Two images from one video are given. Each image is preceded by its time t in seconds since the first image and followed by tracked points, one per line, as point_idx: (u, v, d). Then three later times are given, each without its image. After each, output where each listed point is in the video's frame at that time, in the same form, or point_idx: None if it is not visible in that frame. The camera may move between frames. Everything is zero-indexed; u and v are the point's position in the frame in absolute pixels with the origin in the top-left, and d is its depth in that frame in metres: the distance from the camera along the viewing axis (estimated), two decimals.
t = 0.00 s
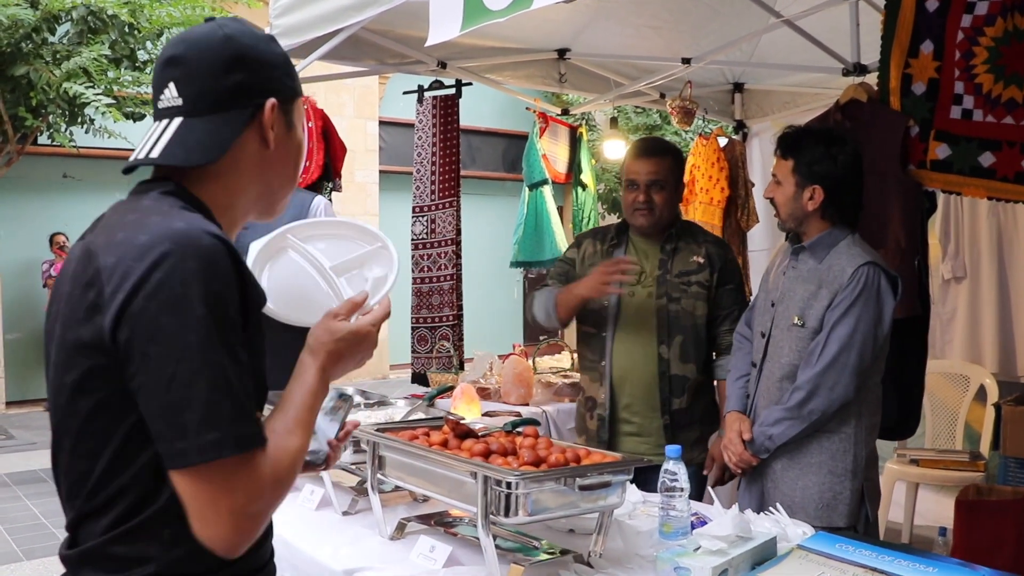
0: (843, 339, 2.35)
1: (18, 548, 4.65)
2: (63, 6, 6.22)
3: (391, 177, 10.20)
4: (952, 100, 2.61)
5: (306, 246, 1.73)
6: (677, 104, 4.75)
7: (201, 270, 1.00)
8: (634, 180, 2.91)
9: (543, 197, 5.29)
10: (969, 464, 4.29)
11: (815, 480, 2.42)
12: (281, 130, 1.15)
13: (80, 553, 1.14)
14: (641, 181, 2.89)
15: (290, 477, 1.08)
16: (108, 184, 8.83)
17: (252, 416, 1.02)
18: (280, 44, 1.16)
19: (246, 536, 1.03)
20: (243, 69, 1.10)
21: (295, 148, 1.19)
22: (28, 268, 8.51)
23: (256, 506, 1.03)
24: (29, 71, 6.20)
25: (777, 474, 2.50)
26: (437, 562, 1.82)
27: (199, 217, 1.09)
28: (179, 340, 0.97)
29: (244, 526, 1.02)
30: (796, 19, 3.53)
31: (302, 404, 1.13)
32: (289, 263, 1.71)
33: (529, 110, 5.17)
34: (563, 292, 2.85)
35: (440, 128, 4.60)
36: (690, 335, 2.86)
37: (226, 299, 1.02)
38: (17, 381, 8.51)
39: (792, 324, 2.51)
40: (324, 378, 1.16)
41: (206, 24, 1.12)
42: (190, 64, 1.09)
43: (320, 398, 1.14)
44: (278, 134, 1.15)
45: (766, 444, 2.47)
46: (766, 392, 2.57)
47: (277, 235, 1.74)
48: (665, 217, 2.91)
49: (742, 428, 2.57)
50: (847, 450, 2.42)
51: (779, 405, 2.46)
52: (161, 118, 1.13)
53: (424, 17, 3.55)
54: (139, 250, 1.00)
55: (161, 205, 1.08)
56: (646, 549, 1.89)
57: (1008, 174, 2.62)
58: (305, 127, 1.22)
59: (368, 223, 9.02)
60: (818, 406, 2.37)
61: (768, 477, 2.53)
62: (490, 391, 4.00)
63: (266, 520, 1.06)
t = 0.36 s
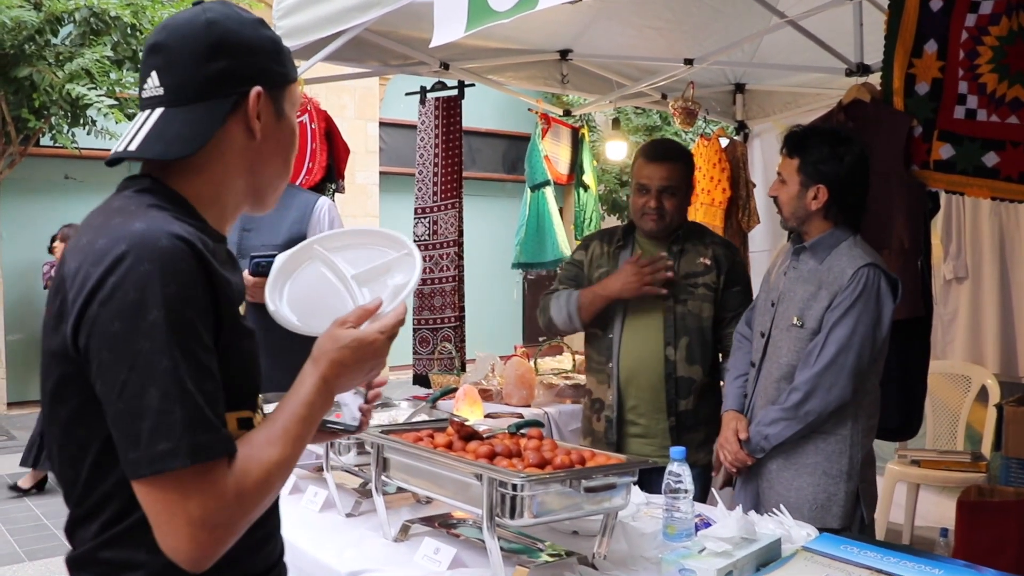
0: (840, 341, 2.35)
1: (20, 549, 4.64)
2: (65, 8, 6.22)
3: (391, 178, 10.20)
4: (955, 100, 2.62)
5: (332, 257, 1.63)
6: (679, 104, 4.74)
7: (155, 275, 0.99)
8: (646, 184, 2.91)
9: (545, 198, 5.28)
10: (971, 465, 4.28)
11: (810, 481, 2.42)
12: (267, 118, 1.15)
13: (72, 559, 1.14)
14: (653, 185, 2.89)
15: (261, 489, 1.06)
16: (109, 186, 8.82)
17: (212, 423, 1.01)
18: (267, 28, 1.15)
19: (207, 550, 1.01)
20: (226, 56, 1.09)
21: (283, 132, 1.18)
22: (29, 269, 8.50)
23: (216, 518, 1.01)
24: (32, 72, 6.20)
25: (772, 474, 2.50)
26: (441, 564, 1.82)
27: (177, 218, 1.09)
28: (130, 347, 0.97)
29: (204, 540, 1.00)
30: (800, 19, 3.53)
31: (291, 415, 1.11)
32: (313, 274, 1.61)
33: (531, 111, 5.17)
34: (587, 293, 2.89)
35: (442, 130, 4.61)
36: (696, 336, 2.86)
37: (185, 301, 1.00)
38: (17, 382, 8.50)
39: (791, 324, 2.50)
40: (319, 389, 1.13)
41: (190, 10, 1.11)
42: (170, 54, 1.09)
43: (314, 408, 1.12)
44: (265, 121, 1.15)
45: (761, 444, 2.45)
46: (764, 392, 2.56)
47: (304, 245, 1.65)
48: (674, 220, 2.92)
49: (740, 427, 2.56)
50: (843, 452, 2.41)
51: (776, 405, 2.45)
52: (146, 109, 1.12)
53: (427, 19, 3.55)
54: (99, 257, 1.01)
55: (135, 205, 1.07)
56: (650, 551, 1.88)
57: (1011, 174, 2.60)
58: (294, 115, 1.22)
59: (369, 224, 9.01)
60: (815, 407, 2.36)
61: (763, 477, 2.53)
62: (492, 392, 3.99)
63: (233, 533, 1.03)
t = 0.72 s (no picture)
0: (838, 345, 2.35)
1: (19, 550, 4.64)
2: (65, 10, 6.21)
3: (390, 180, 10.21)
4: (955, 102, 2.62)
5: (354, 277, 1.54)
6: (679, 106, 4.75)
7: (171, 273, 1.01)
8: (651, 183, 2.91)
9: (545, 200, 5.27)
10: (971, 466, 4.28)
11: (805, 482, 2.42)
12: (282, 127, 1.18)
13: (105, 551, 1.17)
14: (657, 185, 2.90)
15: (275, 483, 1.06)
16: (108, 187, 8.82)
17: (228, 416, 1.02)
18: (284, 42, 1.19)
19: (221, 540, 1.01)
20: (243, 67, 1.13)
21: (298, 142, 1.21)
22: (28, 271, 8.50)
23: (232, 507, 1.01)
24: (32, 74, 6.20)
25: (767, 474, 2.50)
26: (441, 567, 1.81)
27: (192, 222, 1.12)
28: (146, 344, 0.99)
29: (219, 529, 1.01)
30: (800, 21, 3.53)
31: (309, 415, 1.11)
32: (334, 293, 1.49)
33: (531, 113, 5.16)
34: (601, 297, 2.89)
35: (442, 131, 4.60)
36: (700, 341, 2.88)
37: (199, 300, 1.02)
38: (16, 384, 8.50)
39: (789, 326, 2.50)
40: (337, 391, 1.13)
41: (212, 24, 1.16)
42: (190, 65, 1.13)
43: (334, 410, 1.13)
44: (280, 130, 1.17)
45: (757, 443, 2.45)
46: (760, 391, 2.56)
47: (326, 266, 1.55)
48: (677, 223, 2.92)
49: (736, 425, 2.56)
50: (839, 453, 2.41)
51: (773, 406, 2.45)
52: (167, 118, 1.16)
53: (428, 21, 3.55)
54: (119, 258, 1.03)
55: (153, 211, 1.11)
56: (651, 554, 1.88)
57: (1011, 176, 2.61)
58: (310, 125, 1.24)
59: (369, 226, 9.01)
60: (812, 409, 2.35)
61: (757, 476, 2.53)
62: (492, 394, 3.99)
63: (248, 525, 1.04)
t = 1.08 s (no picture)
0: (835, 348, 2.35)
1: (15, 554, 4.63)
2: (61, 11, 6.19)
3: (387, 182, 10.20)
4: (951, 104, 2.63)
5: (373, 326, 1.51)
6: (676, 108, 4.76)
7: (175, 273, 1.01)
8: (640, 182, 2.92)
9: (541, 202, 5.27)
10: (968, 467, 4.29)
11: (799, 484, 2.42)
12: (286, 131, 1.18)
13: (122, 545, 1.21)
14: (651, 184, 2.90)
15: (259, 492, 1.05)
16: (105, 189, 8.81)
17: (223, 416, 1.02)
18: (288, 48, 1.19)
19: (197, 539, 1.00)
20: (248, 72, 1.13)
21: (301, 147, 1.21)
22: (23, 273, 8.47)
23: (213, 506, 1.01)
24: (27, 75, 6.17)
25: (760, 475, 2.50)
26: (437, 570, 1.80)
27: (204, 226, 1.12)
28: (145, 341, 0.99)
29: (195, 527, 1.00)
30: (795, 24, 3.53)
31: (304, 435, 1.10)
32: (350, 340, 1.47)
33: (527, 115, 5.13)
34: (593, 304, 2.94)
35: (438, 134, 4.58)
36: (697, 343, 2.87)
37: (204, 299, 1.02)
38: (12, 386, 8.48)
39: (785, 328, 2.50)
40: (336, 418, 1.12)
41: (218, 31, 1.16)
42: (197, 69, 1.13)
43: (330, 435, 1.12)
44: (283, 133, 1.17)
45: (752, 445, 2.45)
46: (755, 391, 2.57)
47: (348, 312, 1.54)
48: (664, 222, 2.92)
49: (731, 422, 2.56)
50: (833, 455, 2.42)
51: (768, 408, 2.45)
52: (175, 121, 1.17)
53: (424, 23, 3.55)
54: (129, 256, 1.04)
55: (163, 214, 1.11)
56: (647, 556, 1.88)
57: (1006, 178, 2.65)
58: (313, 129, 1.25)
59: (366, 227, 9.00)
60: (807, 411, 2.36)
61: (751, 478, 2.53)
62: (489, 397, 3.99)
63: (227, 529, 1.03)
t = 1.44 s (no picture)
0: (823, 349, 2.35)
1: (8, 556, 4.62)
2: (55, 9, 6.18)
3: (383, 183, 10.20)
4: (943, 108, 2.66)
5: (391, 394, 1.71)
6: (670, 110, 4.75)
7: (166, 272, 1.03)
8: (622, 185, 2.95)
9: (537, 204, 5.29)
10: (962, 469, 4.28)
11: (789, 486, 2.43)
12: (284, 132, 1.19)
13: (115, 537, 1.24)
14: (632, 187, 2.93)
15: (229, 499, 1.06)
16: (100, 189, 8.80)
17: (203, 416, 1.03)
18: (287, 51, 1.21)
19: (155, 534, 1.01)
20: (248, 74, 1.14)
21: (298, 148, 1.23)
22: (18, 273, 8.46)
23: (180, 503, 1.02)
24: (20, 74, 6.14)
25: (750, 477, 2.51)
26: (428, 571, 1.79)
27: (204, 226, 1.14)
28: (131, 337, 1.01)
29: (155, 521, 1.01)
30: (789, 27, 3.53)
31: (290, 459, 1.13)
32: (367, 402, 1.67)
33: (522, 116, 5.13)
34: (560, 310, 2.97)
35: (432, 134, 4.59)
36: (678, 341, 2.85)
37: (194, 301, 1.04)
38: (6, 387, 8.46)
39: (774, 329, 2.50)
40: (324, 450, 1.16)
41: (217, 33, 1.18)
42: (196, 71, 1.14)
43: (317, 467, 1.15)
44: (282, 135, 1.19)
45: (739, 443, 2.47)
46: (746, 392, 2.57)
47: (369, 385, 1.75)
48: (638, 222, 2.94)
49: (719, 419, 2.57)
50: (823, 457, 2.42)
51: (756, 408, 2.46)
52: (174, 122, 1.19)
53: (418, 24, 3.56)
54: (127, 252, 1.07)
55: (165, 214, 1.13)
56: (638, 558, 1.86)
57: (998, 182, 2.67)
58: (309, 130, 1.26)
59: (363, 228, 9.00)
60: (793, 411, 2.36)
61: (741, 480, 2.54)
62: (483, 398, 3.99)
63: (192, 531, 1.04)
